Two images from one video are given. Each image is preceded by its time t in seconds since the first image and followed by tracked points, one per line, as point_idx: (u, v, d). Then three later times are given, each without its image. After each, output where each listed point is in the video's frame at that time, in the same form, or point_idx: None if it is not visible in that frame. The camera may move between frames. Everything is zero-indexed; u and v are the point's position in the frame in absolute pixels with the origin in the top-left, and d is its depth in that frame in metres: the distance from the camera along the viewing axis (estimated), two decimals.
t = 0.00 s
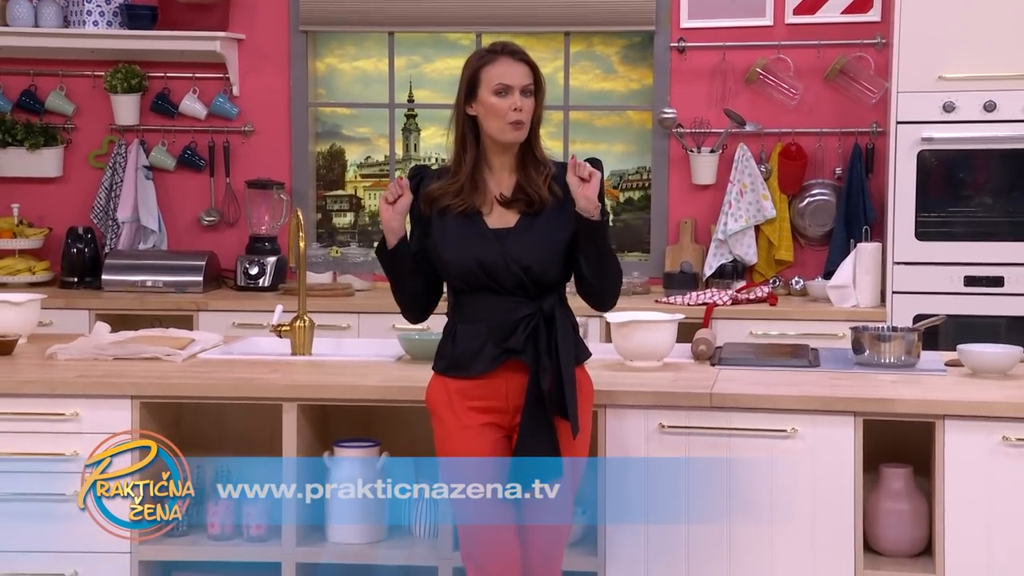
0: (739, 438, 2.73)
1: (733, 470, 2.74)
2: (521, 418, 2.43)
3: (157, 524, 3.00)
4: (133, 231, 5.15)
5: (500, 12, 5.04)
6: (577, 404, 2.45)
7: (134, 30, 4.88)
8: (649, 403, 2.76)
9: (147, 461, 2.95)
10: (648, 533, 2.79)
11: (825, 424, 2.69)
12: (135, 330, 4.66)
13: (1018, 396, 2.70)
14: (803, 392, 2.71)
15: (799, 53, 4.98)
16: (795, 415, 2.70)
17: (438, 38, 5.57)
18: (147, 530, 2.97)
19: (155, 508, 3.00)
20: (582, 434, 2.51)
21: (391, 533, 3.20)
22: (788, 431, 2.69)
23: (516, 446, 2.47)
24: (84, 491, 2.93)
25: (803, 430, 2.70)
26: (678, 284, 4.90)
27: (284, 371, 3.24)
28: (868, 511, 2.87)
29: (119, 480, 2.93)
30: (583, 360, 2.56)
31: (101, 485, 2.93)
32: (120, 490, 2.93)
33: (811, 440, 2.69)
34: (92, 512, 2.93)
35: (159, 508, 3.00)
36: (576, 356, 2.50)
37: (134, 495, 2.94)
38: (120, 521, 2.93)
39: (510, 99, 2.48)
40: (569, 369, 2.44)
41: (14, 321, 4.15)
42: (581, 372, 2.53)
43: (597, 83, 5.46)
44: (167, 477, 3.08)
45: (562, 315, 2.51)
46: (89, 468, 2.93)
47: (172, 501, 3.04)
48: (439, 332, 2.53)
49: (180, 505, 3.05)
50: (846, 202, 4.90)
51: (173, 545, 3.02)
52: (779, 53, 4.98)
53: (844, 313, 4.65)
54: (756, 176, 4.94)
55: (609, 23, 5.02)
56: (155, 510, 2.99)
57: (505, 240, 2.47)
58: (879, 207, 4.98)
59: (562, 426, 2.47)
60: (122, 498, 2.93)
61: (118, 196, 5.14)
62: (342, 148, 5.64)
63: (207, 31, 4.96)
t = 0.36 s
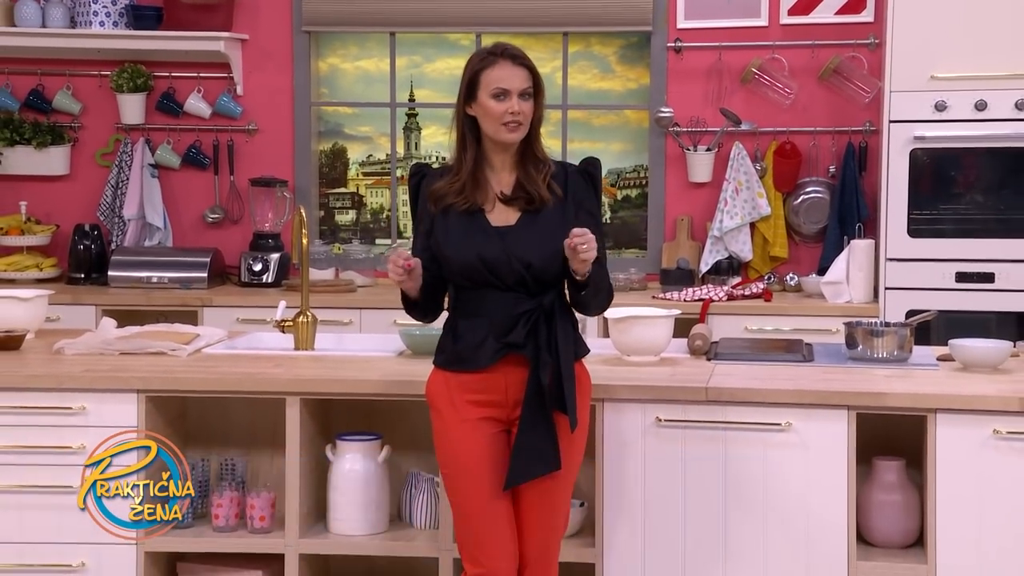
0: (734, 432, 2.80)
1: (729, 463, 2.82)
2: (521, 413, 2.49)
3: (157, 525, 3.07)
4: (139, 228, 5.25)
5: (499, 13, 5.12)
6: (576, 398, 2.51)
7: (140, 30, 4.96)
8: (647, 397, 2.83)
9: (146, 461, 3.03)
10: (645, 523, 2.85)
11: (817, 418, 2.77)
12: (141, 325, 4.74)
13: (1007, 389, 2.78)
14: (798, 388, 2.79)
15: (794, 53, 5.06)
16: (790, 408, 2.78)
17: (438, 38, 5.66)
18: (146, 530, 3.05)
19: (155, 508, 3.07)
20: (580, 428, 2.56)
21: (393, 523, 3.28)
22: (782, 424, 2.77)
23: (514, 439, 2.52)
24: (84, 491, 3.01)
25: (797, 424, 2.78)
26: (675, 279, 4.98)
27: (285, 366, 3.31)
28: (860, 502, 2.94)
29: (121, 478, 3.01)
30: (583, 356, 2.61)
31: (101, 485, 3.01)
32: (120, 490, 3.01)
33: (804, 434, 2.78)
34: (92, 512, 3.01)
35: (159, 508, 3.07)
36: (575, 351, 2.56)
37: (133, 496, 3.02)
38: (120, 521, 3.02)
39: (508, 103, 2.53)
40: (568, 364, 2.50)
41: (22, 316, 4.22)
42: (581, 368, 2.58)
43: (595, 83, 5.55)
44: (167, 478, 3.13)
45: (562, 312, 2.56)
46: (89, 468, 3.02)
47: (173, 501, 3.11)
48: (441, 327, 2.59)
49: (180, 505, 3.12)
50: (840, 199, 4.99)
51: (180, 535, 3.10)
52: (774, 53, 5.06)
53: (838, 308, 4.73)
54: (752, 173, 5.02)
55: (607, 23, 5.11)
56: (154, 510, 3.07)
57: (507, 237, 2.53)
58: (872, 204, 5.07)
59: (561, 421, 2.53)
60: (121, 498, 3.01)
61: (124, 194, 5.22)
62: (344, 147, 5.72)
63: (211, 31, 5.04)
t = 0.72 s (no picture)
0: (730, 427, 2.88)
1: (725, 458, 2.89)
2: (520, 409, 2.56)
3: (157, 525, 3.13)
4: (145, 227, 5.33)
5: (499, 16, 5.21)
6: (574, 395, 2.58)
7: (146, 33, 5.05)
8: (643, 394, 2.90)
9: (147, 461, 3.12)
10: (642, 516, 2.93)
11: (809, 413, 2.85)
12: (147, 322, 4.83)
13: (996, 386, 2.85)
14: (791, 384, 2.87)
15: (788, 55, 5.15)
16: (784, 404, 2.86)
17: (438, 41, 5.75)
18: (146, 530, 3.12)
19: (155, 509, 3.14)
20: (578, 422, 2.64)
21: (395, 517, 3.36)
22: (776, 420, 2.85)
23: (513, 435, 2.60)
24: (84, 491, 3.10)
25: (791, 420, 2.86)
26: (671, 278, 5.07)
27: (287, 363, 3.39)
28: (853, 497, 3.02)
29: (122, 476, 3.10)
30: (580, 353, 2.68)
31: (101, 485, 3.09)
32: (120, 490, 3.10)
33: (798, 430, 2.85)
34: (92, 512, 3.10)
35: (158, 508, 3.14)
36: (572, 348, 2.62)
37: (132, 497, 3.10)
38: (120, 521, 3.10)
39: (506, 100, 2.62)
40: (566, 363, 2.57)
41: (31, 314, 4.31)
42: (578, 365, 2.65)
43: (592, 85, 5.64)
44: (167, 478, 3.20)
45: (559, 310, 2.63)
46: (89, 468, 3.10)
47: (173, 501, 3.17)
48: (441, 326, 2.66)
49: (180, 505, 3.18)
50: (833, 199, 5.08)
51: (185, 529, 3.18)
52: (768, 56, 5.16)
53: (832, 306, 4.82)
54: (747, 174, 5.12)
55: (605, 26, 5.20)
56: (154, 511, 3.13)
57: (504, 239, 2.59)
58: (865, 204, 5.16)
59: (560, 417, 2.60)
60: (121, 498, 3.10)
61: (129, 194, 5.31)
62: (346, 147, 5.82)
63: (215, 34, 5.13)
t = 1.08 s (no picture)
0: (725, 423, 2.95)
1: (720, 454, 2.96)
2: (520, 406, 2.64)
3: (158, 524, 3.22)
4: (150, 227, 5.41)
5: (498, 19, 5.29)
6: (572, 395, 2.66)
7: (150, 36, 5.14)
8: (641, 390, 2.98)
9: (146, 461, 3.19)
10: (638, 510, 3.00)
11: (805, 410, 2.92)
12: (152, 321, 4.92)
13: (986, 382, 2.93)
14: (786, 381, 2.94)
15: (782, 57, 5.24)
16: (779, 401, 2.93)
17: (438, 43, 5.83)
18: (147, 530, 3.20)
19: (155, 509, 3.22)
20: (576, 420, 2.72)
21: (396, 511, 3.45)
22: (771, 416, 2.92)
23: (513, 432, 2.67)
24: (84, 491, 3.18)
25: (785, 416, 2.93)
26: (667, 277, 5.16)
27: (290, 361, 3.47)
28: (846, 492, 3.10)
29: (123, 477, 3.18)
30: (578, 350, 2.76)
31: (101, 485, 3.18)
32: (119, 490, 3.18)
33: (792, 425, 2.93)
34: (92, 512, 3.18)
35: (158, 508, 3.22)
36: (571, 346, 2.70)
37: (133, 496, 3.19)
38: (121, 521, 3.19)
39: (501, 99, 2.69)
40: (565, 362, 2.65)
41: (38, 312, 4.39)
42: (576, 363, 2.74)
43: (590, 87, 5.73)
44: (167, 477, 3.26)
45: (559, 309, 2.70)
46: (88, 469, 3.18)
47: (172, 501, 3.25)
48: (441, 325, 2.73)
49: (180, 504, 3.26)
50: (827, 198, 5.16)
51: (190, 524, 3.27)
52: (763, 58, 5.24)
53: (826, 305, 4.90)
54: (742, 174, 5.20)
55: (602, 29, 5.28)
56: (155, 510, 3.21)
57: (504, 238, 2.66)
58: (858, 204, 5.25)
59: (558, 415, 2.68)
60: (121, 498, 3.19)
61: (135, 194, 5.39)
62: (349, 148, 5.88)
63: (219, 37, 5.22)
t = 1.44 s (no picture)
0: (720, 422, 3.03)
1: (715, 451, 3.04)
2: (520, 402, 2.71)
3: (158, 524, 3.29)
4: (154, 228, 5.49)
5: (496, 23, 5.37)
6: (570, 391, 2.74)
7: (154, 40, 5.23)
8: (637, 389, 3.05)
9: (146, 461, 3.27)
10: (635, 507, 3.08)
11: (799, 408, 2.99)
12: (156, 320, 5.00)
13: (977, 381, 2.99)
14: (780, 380, 3.01)
15: (777, 60, 5.32)
16: (774, 399, 3.00)
17: (438, 47, 5.91)
18: (148, 530, 3.28)
19: (155, 509, 3.29)
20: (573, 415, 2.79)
21: (396, 508, 3.52)
22: (765, 414, 3.00)
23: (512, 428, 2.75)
24: (84, 491, 3.26)
25: (780, 414, 3.00)
26: (664, 277, 5.28)
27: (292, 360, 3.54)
28: (840, 489, 3.18)
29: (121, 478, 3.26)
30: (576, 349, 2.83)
31: (101, 485, 3.26)
32: (120, 490, 3.26)
33: (785, 423, 3.00)
34: (92, 512, 3.26)
35: (158, 508, 3.29)
36: (569, 344, 2.78)
37: (133, 496, 3.27)
38: (121, 521, 3.26)
39: (502, 106, 2.76)
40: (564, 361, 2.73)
41: (44, 312, 4.46)
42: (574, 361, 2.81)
43: (588, 89, 5.81)
44: (167, 477, 3.31)
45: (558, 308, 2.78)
46: (89, 469, 3.26)
47: (173, 501, 3.31)
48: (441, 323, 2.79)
49: (180, 504, 3.32)
50: (821, 199, 5.24)
51: (193, 521, 3.34)
52: (759, 62, 5.32)
53: (820, 305, 4.97)
54: (737, 175, 5.28)
55: (599, 33, 5.36)
56: (155, 510, 3.29)
57: (506, 237, 2.74)
58: (852, 205, 5.32)
59: (555, 411, 2.75)
60: (121, 498, 3.26)
61: (139, 195, 5.48)
62: (350, 150, 5.97)
63: (222, 40, 5.30)
